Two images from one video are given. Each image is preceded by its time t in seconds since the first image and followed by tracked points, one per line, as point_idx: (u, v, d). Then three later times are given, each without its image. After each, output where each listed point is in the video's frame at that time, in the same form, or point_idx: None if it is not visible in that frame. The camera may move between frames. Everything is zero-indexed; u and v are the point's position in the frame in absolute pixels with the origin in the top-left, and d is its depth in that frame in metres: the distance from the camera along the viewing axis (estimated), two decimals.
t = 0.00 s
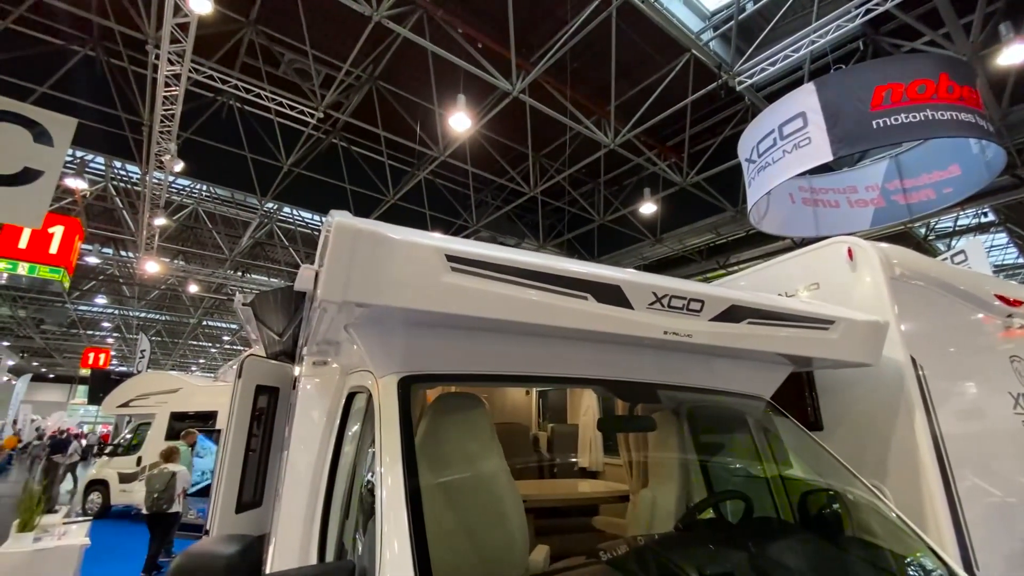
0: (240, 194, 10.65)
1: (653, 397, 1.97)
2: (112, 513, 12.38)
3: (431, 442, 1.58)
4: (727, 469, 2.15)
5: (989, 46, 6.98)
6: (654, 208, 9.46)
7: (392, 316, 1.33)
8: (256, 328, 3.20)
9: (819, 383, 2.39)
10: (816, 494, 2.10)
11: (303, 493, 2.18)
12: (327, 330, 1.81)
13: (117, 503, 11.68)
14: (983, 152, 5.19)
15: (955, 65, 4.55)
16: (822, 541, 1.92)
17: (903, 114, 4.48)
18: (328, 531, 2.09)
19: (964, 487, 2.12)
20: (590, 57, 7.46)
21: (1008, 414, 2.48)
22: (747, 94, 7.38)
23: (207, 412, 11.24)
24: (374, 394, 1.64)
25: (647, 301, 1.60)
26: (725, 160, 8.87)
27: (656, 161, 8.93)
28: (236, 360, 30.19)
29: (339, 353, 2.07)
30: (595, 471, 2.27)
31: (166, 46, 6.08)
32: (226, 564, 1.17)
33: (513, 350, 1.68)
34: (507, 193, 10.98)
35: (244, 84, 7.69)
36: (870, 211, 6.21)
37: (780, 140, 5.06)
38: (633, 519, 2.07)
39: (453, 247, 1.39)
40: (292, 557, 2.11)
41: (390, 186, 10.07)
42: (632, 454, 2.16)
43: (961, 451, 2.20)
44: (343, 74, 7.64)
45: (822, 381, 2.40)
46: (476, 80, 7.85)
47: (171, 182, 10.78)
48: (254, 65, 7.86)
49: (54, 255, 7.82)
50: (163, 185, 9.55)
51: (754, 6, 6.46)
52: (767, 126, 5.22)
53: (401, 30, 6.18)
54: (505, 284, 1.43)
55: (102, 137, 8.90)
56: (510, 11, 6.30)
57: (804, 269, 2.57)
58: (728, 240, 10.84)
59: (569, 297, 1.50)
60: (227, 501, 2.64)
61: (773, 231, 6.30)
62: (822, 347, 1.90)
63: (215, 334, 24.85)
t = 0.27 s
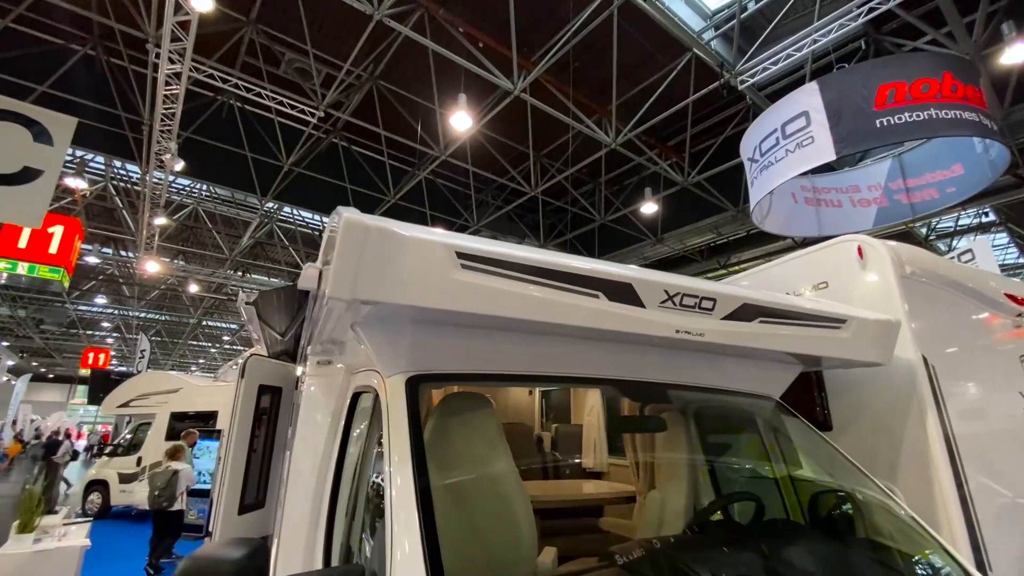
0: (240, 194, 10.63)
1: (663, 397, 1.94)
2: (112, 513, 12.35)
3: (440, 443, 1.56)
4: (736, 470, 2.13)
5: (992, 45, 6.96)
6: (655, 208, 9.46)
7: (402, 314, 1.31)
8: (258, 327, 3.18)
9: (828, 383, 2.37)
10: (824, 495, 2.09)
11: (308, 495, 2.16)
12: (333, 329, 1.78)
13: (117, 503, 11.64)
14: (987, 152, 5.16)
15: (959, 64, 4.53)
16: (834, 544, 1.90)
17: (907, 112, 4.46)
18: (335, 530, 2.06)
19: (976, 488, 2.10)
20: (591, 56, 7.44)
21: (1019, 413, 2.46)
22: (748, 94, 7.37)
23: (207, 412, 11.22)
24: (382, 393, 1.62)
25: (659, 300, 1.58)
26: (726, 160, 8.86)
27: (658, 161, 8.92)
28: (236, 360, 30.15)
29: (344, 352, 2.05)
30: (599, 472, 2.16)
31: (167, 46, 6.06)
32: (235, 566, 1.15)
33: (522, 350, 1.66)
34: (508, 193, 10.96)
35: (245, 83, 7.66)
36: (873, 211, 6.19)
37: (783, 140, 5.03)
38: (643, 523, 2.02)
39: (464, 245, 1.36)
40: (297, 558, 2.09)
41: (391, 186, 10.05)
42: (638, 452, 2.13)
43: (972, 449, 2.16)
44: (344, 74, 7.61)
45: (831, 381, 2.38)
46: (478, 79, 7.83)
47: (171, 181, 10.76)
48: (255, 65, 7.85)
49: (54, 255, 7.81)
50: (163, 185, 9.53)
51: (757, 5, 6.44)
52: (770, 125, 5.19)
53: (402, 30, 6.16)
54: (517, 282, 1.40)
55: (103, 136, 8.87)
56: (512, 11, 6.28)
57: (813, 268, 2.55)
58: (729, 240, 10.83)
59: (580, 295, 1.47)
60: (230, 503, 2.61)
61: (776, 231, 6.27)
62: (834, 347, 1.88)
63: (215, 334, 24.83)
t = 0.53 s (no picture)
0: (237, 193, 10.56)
1: (672, 396, 1.92)
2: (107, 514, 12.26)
3: (449, 442, 1.53)
4: (744, 470, 2.11)
5: (989, 47, 6.98)
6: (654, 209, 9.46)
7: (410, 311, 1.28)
8: (258, 325, 3.14)
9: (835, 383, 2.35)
10: (832, 495, 2.07)
11: (310, 495, 2.12)
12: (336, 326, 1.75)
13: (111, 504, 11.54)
14: (987, 153, 5.17)
15: (959, 65, 4.53)
16: (845, 545, 1.88)
17: (908, 113, 4.45)
18: (336, 534, 2.01)
19: (986, 489, 2.08)
20: (591, 56, 7.43)
21: None
22: (747, 94, 7.36)
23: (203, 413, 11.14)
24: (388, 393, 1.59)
25: (670, 298, 1.56)
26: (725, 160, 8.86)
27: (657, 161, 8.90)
28: (232, 360, 30.00)
29: (347, 351, 2.01)
30: (601, 473, 2.28)
31: (165, 43, 6.01)
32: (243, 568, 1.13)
33: (532, 348, 1.63)
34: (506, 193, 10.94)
35: (242, 82, 7.61)
36: (872, 211, 6.19)
37: (783, 140, 5.03)
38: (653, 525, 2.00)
39: (473, 240, 1.34)
40: (299, 559, 2.06)
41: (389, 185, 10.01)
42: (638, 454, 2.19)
43: (981, 450, 2.15)
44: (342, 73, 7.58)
45: (838, 380, 2.37)
46: (476, 79, 7.80)
47: (167, 180, 10.69)
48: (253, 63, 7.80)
49: (48, 254, 7.74)
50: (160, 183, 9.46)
51: (756, 6, 6.43)
52: (770, 125, 5.19)
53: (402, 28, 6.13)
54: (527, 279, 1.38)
55: (98, 135, 8.81)
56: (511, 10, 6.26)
57: (819, 267, 2.54)
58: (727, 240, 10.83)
59: (590, 292, 1.45)
60: (230, 504, 2.55)
61: (775, 231, 6.26)
62: (844, 346, 1.86)
63: (211, 334, 24.72)
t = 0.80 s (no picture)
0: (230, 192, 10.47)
1: (680, 396, 1.89)
2: (97, 517, 12.11)
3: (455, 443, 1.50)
4: (751, 472, 2.08)
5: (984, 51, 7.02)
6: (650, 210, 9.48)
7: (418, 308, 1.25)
8: (254, 324, 3.09)
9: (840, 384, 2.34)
10: (838, 495, 2.06)
11: (310, 498, 2.08)
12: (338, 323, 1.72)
13: (102, 507, 11.41)
14: (982, 155, 5.19)
15: (956, 67, 4.54)
16: (852, 547, 1.85)
17: (904, 115, 4.46)
18: (336, 535, 1.96)
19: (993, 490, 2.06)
20: (588, 57, 7.41)
21: None
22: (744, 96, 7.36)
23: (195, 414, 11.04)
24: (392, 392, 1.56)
25: (680, 296, 1.53)
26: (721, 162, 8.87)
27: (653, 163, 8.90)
28: (224, 361, 29.77)
29: (348, 350, 1.97)
30: (603, 475, 2.28)
31: (158, 40, 5.94)
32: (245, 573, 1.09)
33: (539, 347, 1.60)
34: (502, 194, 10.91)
35: (237, 79, 7.54)
36: (869, 213, 6.20)
37: (781, 141, 5.03)
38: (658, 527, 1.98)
39: (483, 236, 1.31)
40: (298, 562, 2.02)
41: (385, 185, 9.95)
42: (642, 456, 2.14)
43: (988, 449, 2.09)
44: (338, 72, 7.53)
45: (843, 381, 2.35)
46: (473, 79, 7.77)
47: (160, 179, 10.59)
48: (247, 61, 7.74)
49: (39, 253, 7.64)
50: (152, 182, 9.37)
51: (752, 9, 6.43)
52: (767, 127, 5.19)
53: (399, 27, 6.08)
54: (538, 276, 1.35)
55: (90, 132, 8.71)
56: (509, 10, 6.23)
57: (823, 267, 2.53)
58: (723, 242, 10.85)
59: (600, 290, 1.42)
60: (226, 506, 2.50)
61: (772, 232, 6.27)
62: (852, 346, 1.85)
63: (203, 334, 24.54)
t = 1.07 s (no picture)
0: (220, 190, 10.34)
1: (685, 397, 1.86)
2: (82, 520, 11.89)
3: (459, 445, 1.45)
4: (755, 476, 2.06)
5: (974, 57, 7.08)
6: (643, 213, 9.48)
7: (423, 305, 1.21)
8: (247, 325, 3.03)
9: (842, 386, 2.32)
10: (842, 499, 2.03)
11: (305, 502, 2.03)
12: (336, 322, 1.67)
13: (87, 510, 11.21)
14: (973, 159, 5.23)
15: (949, 72, 4.56)
16: (858, 551, 1.83)
17: (898, 119, 4.47)
18: (333, 541, 1.92)
19: (997, 493, 2.05)
20: (583, 59, 7.39)
21: None
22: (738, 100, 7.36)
23: (184, 416, 10.89)
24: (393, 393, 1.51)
25: (689, 295, 1.50)
26: (714, 165, 8.89)
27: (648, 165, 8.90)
28: (213, 362, 29.47)
29: (345, 351, 1.93)
30: (600, 477, 2.18)
31: (150, 35, 5.85)
32: None
33: (543, 347, 1.57)
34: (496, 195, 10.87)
35: (228, 77, 7.44)
36: (861, 217, 6.22)
37: (776, 145, 5.02)
38: (661, 535, 1.98)
39: (490, 232, 1.27)
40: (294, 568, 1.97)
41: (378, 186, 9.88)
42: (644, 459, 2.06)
43: (991, 452, 2.08)
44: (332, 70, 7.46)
45: (845, 383, 2.34)
46: (468, 79, 7.73)
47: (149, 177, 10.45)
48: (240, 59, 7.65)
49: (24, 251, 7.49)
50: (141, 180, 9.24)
51: (746, 13, 6.43)
52: (763, 130, 5.18)
53: (395, 25, 6.03)
54: (546, 273, 1.31)
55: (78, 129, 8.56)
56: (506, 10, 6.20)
57: (825, 267, 2.51)
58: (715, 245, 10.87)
59: (610, 288, 1.39)
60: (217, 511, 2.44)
61: (765, 235, 6.28)
62: (858, 347, 1.83)
63: (191, 335, 24.27)
